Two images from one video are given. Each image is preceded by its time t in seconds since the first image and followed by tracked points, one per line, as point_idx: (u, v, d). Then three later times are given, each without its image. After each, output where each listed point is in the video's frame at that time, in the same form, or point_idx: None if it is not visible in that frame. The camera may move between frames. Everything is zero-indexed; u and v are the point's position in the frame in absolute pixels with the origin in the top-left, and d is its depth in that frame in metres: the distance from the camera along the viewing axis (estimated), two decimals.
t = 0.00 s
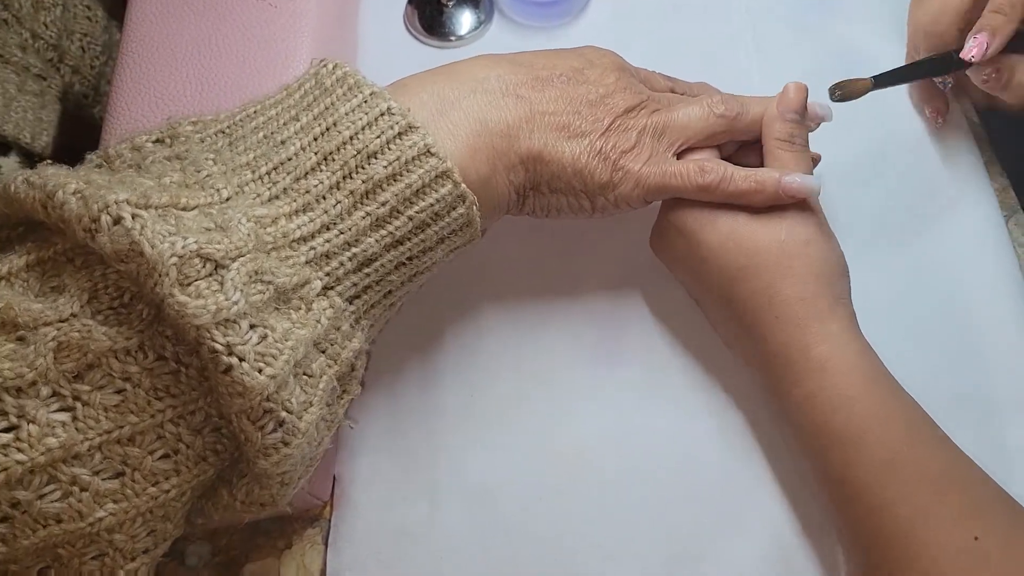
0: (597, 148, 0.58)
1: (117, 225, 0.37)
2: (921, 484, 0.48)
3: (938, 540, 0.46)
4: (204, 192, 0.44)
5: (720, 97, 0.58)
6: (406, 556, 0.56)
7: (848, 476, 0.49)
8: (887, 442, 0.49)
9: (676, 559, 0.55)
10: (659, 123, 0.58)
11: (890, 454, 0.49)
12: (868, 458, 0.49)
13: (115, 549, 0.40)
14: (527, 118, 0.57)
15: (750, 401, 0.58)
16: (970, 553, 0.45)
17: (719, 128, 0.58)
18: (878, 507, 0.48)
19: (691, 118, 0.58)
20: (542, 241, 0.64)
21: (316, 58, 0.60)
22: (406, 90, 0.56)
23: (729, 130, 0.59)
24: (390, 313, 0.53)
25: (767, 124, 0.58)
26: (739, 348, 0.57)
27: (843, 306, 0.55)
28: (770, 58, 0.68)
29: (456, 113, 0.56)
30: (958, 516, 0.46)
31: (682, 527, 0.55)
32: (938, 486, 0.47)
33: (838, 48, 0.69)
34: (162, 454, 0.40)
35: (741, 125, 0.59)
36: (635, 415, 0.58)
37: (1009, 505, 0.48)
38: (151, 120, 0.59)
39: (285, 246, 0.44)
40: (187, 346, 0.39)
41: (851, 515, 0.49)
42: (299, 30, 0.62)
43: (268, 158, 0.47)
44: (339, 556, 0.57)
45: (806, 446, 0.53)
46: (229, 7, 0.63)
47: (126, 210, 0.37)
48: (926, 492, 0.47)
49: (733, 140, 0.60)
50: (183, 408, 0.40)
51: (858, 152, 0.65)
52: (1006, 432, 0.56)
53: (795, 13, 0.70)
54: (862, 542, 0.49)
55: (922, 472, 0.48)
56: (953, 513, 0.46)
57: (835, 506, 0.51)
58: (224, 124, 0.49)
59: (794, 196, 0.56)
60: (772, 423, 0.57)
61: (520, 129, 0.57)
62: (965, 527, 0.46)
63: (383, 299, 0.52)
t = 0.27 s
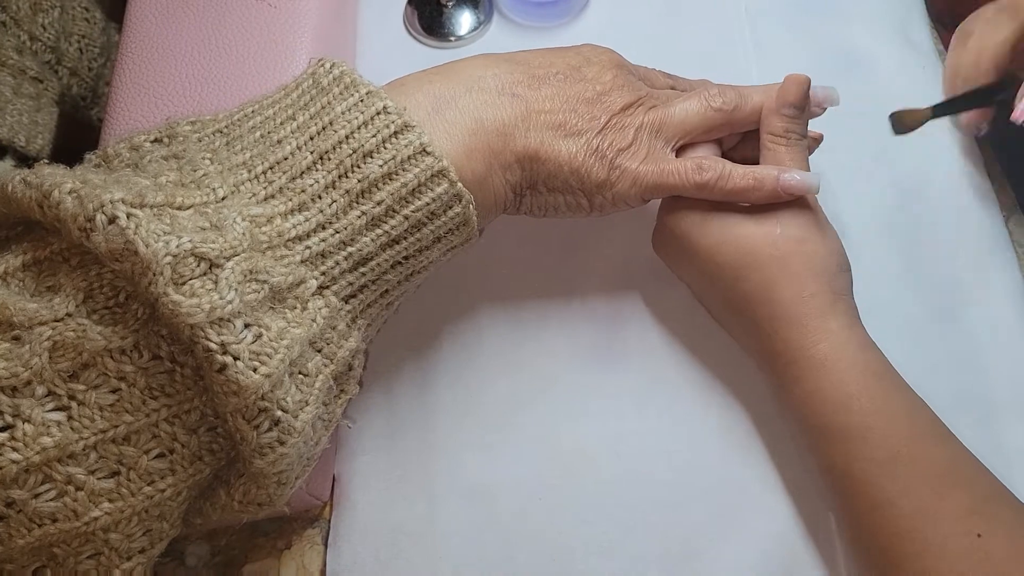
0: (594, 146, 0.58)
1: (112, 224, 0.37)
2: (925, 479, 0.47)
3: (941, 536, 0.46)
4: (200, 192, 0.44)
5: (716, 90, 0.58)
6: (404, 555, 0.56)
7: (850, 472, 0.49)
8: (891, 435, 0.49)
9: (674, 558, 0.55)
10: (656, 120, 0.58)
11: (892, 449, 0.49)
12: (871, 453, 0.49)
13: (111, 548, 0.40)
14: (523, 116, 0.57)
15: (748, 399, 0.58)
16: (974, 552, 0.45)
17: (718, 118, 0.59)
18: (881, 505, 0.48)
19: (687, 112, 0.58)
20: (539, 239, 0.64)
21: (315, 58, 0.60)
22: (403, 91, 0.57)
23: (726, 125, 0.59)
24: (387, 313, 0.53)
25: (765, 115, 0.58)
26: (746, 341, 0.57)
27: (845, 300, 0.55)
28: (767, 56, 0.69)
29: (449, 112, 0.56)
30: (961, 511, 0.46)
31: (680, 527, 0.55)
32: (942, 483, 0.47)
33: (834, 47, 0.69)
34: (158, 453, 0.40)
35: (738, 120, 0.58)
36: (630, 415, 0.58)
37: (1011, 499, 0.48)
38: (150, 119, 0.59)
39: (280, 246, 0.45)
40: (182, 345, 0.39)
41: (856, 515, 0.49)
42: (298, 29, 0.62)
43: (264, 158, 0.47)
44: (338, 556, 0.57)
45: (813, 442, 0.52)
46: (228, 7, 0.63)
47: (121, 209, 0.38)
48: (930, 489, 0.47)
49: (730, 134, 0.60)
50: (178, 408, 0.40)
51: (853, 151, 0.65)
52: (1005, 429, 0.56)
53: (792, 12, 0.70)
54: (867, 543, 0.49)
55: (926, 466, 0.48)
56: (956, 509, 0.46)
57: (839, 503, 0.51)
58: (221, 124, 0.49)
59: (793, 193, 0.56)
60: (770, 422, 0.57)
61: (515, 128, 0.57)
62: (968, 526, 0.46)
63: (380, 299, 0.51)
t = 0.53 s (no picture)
0: (595, 147, 0.58)
1: (113, 225, 0.37)
2: (933, 475, 0.47)
3: (949, 533, 0.46)
4: (201, 193, 0.44)
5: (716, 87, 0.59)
6: (405, 556, 0.56)
7: (858, 467, 0.49)
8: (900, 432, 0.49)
9: (676, 558, 0.55)
10: (658, 119, 0.58)
11: (901, 446, 0.49)
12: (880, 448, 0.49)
13: (111, 549, 0.40)
14: (525, 117, 0.57)
15: (749, 399, 0.58)
16: (982, 549, 0.45)
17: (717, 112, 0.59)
18: (887, 502, 0.48)
19: (689, 111, 0.58)
20: (541, 240, 0.64)
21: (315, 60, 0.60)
22: (404, 92, 0.57)
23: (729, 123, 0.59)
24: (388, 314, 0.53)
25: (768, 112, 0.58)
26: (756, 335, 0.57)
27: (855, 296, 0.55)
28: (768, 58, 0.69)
29: (450, 113, 0.56)
30: (967, 509, 0.46)
31: (681, 528, 0.55)
32: (950, 479, 0.47)
33: (834, 48, 0.69)
34: (158, 454, 0.40)
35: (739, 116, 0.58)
36: (632, 416, 0.58)
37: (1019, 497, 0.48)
38: (151, 120, 0.59)
39: (281, 247, 0.45)
40: (183, 347, 0.39)
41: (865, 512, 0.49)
42: (300, 30, 0.62)
43: (265, 159, 0.47)
44: (339, 556, 0.57)
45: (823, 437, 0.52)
46: (230, 8, 0.63)
47: (122, 210, 0.38)
48: (938, 485, 0.47)
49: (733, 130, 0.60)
50: (178, 409, 0.40)
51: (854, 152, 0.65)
52: (1008, 430, 0.56)
53: (793, 13, 0.70)
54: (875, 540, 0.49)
55: (934, 462, 0.48)
56: (962, 506, 0.46)
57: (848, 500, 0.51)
58: (222, 125, 0.49)
59: (796, 190, 0.55)
60: (771, 423, 0.57)
61: (517, 129, 0.57)
62: (976, 523, 0.46)
63: (380, 300, 0.51)
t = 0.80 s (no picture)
0: (595, 146, 0.57)
1: (113, 225, 0.37)
2: (901, 493, 0.47)
3: (919, 552, 0.45)
4: (201, 192, 0.44)
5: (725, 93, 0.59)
6: (405, 556, 0.56)
7: (828, 485, 0.50)
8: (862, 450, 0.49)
9: (676, 558, 0.55)
10: (660, 119, 0.58)
11: (869, 464, 0.48)
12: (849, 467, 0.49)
13: (110, 549, 0.40)
14: (524, 117, 0.57)
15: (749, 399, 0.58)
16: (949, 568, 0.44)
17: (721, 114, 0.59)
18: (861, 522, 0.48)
19: (689, 112, 0.58)
20: (541, 240, 0.64)
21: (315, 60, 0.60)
22: (404, 92, 0.57)
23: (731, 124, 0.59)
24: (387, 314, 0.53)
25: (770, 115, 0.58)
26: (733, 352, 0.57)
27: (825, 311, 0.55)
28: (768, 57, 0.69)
29: (450, 112, 0.56)
30: (935, 528, 0.46)
31: (681, 528, 0.55)
32: (920, 497, 0.47)
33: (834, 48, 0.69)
34: (158, 454, 0.40)
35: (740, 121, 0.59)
36: (631, 415, 0.58)
37: (995, 514, 0.47)
38: (150, 120, 0.59)
39: (281, 246, 0.45)
40: (182, 346, 0.39)
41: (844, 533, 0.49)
42: (300, 30, 0.62)
43: (265, 159, 0.47)
44: (339, 557, 0.57)
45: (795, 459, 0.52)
46: (230, 8, 0.63)
47: (121, 209, 0.38)
48: (907, 504, 0.47)
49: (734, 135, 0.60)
50: (178, 408, 0.40)
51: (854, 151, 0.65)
52: (1008, 429, 0.56)
53: (792, 12, 0.70)
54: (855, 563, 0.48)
55: (902, 481, 0.48)
56: (934, 521, 0.46)
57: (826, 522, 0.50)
58: (222, 125, 0.49)
59: (794, 191, 0.55)
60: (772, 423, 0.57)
61: (517, 129, 0.57)
62: (945, 542, 0.45)
63: (380, 300, 0.51)
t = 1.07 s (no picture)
0: (594, 147, 0.58)
1: (111, 224, 0.37)
2: (905, 494, 0.47)
3: (924, 553, 0.45)
4: (200, 192, 0.44)
5: (722, 93, 0.58)
6: (404, 557, 0.56)
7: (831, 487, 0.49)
8: (867, 452, 0.49)
9: (676, 558, 0.55)
10: (658, 121, 0.58)
11: (872, 466, 0.48)
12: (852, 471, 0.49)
13: (108, 549, 0.40)
14: (523, 118, 0.57)
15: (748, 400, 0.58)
16: (955, 569, 0.44)
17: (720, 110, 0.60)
18: (865, 525, 0.47)
19: (688, 115, 0.58)
20: (540, 241, 0.64)
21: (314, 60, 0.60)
22: (401, 92, 0.56)
23: (730, 126, 0.58)
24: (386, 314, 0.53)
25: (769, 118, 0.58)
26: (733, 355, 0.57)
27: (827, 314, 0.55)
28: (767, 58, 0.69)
29: (448, 113, 0.56)
30: (940, 529, 0.46)
31: (681, 528, 0.55)
32: (924, 499, 0.47)
33: (833, 49, 0.69)
34: (155, 453, 0.40)
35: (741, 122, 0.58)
36: (630, 415, 0.58)
37: (998, 515, 0.47)
38: (150, 121, 0.59)
39: (279, 246, 0.45)
40: (180, 346, 0.39)
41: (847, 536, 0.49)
42: (299, 31, 0.62)
43: (263, 158, 0.47)
44: (338, 558, 0.57)
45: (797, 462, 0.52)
46: (229, 9, 0.63)
47: (119, 209, 0.38)
48: (911, 505, 0.47)
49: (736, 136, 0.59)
50: (175, 408, 0.40)
51: (853, 153, 0.65)
52: (1008, 429, 0.56)
53: (792, 13, 0.70)
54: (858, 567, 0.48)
55: (904, 482, 0.47)
56: (939, 524, 0.46)
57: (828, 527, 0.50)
58: (221, 126, 0.49)
59: (793, 194, 0.56)
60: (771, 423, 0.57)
61: (515, 129, 0.57)
62: (950, 542, 0.45)
63: (378, 299, 0.51)
